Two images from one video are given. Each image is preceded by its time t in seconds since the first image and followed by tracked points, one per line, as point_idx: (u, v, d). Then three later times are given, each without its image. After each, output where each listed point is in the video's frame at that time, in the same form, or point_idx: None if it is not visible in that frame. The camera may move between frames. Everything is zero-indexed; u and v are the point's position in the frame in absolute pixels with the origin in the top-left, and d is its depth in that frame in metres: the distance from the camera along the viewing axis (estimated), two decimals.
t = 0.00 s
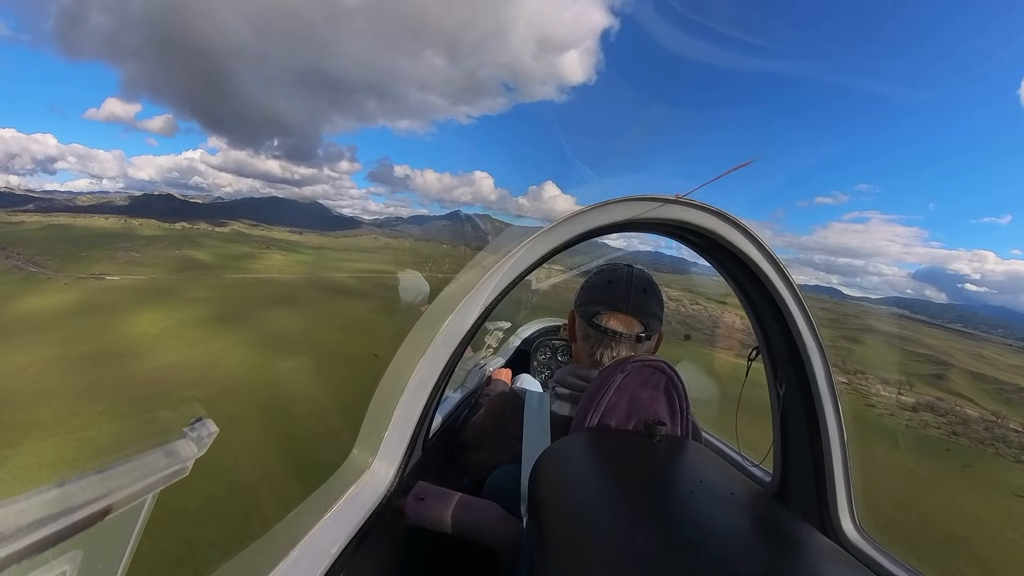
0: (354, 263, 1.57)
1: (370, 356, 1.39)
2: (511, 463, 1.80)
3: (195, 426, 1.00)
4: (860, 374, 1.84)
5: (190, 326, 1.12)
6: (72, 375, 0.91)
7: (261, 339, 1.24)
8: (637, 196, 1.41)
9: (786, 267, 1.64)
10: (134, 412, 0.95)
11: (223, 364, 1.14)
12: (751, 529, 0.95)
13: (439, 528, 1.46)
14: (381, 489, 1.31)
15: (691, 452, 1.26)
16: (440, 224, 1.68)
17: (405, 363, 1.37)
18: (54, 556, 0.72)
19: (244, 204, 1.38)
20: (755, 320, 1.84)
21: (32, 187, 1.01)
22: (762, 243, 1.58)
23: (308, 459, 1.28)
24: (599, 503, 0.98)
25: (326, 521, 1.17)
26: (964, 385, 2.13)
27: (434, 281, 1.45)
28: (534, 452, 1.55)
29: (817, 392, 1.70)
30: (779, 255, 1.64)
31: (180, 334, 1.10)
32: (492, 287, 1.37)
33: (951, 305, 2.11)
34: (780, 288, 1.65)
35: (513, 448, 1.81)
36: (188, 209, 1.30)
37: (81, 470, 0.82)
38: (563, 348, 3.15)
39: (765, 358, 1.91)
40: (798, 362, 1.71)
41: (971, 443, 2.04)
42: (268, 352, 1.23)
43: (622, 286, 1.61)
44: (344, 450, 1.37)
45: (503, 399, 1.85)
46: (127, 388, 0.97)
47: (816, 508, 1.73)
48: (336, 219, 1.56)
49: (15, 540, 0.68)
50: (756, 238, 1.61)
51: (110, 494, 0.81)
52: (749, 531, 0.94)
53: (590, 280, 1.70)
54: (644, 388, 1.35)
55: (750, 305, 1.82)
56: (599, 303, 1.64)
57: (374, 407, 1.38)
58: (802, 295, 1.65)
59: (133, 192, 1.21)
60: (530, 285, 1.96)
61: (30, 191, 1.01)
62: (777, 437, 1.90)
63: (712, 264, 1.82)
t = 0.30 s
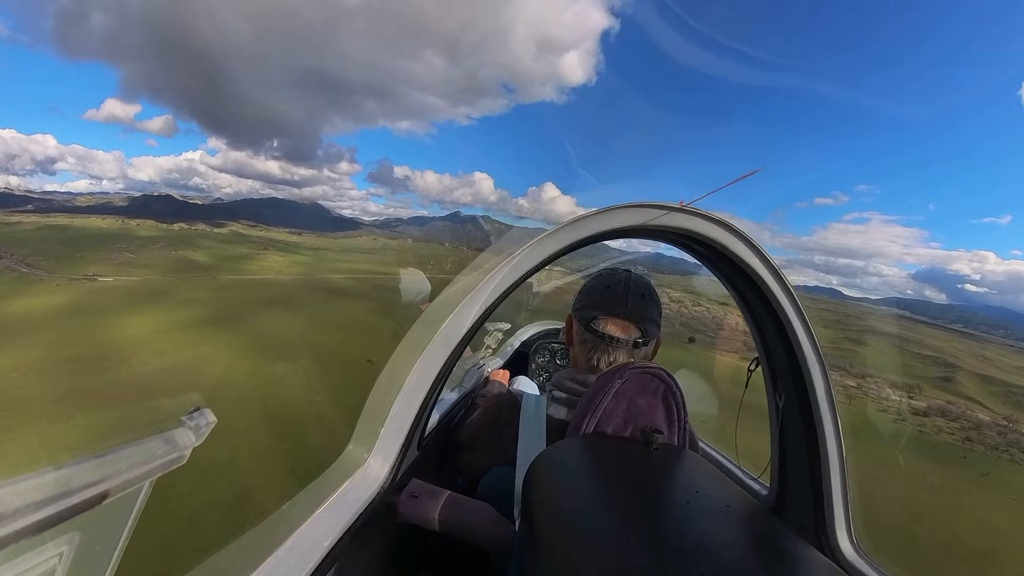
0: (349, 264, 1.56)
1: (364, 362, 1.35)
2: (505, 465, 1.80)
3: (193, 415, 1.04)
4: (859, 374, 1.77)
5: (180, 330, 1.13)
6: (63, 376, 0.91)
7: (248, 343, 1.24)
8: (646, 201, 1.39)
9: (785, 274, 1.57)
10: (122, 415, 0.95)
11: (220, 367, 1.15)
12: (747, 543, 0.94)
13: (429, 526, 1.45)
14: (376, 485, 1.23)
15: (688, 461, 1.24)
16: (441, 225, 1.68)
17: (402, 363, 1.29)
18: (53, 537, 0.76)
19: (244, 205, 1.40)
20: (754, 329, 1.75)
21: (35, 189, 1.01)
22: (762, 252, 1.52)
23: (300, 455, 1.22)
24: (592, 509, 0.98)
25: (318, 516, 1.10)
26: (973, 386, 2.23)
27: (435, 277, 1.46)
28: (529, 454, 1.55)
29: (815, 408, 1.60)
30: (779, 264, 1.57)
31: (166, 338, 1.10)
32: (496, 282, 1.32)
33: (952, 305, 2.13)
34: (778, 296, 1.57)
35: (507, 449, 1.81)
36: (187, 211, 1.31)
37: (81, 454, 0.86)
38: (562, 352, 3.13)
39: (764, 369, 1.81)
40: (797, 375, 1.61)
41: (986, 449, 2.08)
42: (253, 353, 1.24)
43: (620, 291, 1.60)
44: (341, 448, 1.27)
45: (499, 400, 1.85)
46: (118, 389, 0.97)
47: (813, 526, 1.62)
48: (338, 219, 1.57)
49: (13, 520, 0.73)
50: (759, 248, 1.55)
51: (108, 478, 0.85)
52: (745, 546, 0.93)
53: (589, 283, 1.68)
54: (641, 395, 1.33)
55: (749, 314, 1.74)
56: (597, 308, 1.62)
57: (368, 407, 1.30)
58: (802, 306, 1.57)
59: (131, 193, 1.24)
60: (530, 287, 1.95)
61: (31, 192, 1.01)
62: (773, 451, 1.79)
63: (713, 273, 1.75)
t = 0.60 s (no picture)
0: (349, 266, 1.53)
1: (358, 367, 1.40)
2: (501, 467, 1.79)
3: (193, 406, 1.09)
4: (861, 376, 1.82)
5: (175, 331, 1.11)
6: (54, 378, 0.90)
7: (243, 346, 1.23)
8: (650, 209, 1.38)
9: (786, 284, 1.56)
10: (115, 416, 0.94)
11: (218, 366, 1.16)
12: (743, 558, 0.94)
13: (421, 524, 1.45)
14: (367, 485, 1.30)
15: (685, 471, 1.24)
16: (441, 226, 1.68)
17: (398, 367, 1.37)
18: (49, 520, 0.82)
19: (243, 206, 1.36)
20: (755, 340, 1.73)
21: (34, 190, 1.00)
22: (764, 262, 1.51)
23: (299, 447, 1.29)
24: (587, 517, 0.97)
25: (312, 512, 1.18)
26: (984, 391, 2.23)
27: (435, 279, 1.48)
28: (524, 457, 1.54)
29: (815, 421, 1.57)
30: (781, 275, 1.56)
31: (160, 340, 1.09)
32: (501, 281, 1.34)
33: (953, 305, 2.12)
34: (781, 307, 1.55)
35: (502, 452, 1.81)
36: (186, 211, 1.27)
37: (81, 440, 0.90)
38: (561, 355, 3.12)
39: (764, 380, 1.78)
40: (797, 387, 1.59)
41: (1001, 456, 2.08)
42: (246, 349, 1.24)
43: (618, 297, 1.60)
44: (337, 440, 1.40)
45: (496, 401, 1.84)
46: (114, 393, 0.97)
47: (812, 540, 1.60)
48: (339, 221, 1.56)
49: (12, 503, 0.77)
50: (762, 259, 1.54)
51: (107, 465, 0.91)
52: (741, 561, 0.93)
53: (588, 288, 1.67)
54: (640, 402, 1.33)
55: (751, 325, 1.72)
56: (596, 313, 1.62)
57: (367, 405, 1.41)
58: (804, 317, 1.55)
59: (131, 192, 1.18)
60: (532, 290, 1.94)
61: (31, 193, 1.01)
62: (772, 462, 1.77)
63: (715, 282, 1.74)
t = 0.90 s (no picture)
0: (349, 267, 1.57)
1: (350, 374, 1.35)
2: (499, 471, 1.79)
3: (194, 402, 1.10)
4: (869, 380, 1.83)
5: (166, 334, 1.13)
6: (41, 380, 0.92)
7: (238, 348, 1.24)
8: (655, 214, 1.37)
9: (789, 293, 1.54)
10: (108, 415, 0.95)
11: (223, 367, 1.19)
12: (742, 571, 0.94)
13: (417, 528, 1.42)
14: (368, 484, 1.19)
15: (685, 480, 1.22)
16: (441, 228, 1.70)
17: (399, 366, 1.27)
18: (51, 511, 0.82)
19: (241, 207, 1.37)
20: (758, 349, 1.71)
21: (35, 190, 1.02)
22: (767, 270, 1.49)
23: (296, 446, 1.26)
24: (584, 525, 0.97)
25: (309, 509, 1.08)
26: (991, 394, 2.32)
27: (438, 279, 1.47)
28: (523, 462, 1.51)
29: (817, 431, 1.53)
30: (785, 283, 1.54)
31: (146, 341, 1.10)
32: (501, 285, 1.29)
33: (954, 305, 2.11)
34: (783, 315, 1.53)
35: (501, 455, 1.81)
36: (187, 212, 1.30)
37: (83, 432, 0.91)
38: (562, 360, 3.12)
39: (767, 390, 1.76)
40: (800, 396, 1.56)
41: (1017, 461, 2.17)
42: (242, 358, 1.24)
43: (617, 302, 1.59)
44: (338, 440, 1.29)
45: (496, 403, 1.83)
46: (113, 393, 0.97)
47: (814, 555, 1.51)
48: (340, 222, 1.58)
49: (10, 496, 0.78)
50: (765, 269, 1.52)
51: (109, 457, 0.91)
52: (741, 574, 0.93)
53: (586, 293, 1.66)
54: (641, 410, 1.31)
55: (755, 335, 1.69)
56: (596, 318, 1.61)
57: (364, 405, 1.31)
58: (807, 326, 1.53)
59: (131, 194, 1.19)
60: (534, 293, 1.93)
61: (31, 194, 1.02)
62: (774, 472, 1.73)
63: (718, 290, 1.72)
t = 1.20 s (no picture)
0: (349, 270, 1.57)
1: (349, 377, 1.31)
2: (503, 473, 1.77)
3: (199, 400, 1.14)
4: (879, 385, 1.83)
5: (160, 339, 1.14)
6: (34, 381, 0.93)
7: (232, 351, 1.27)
8: (660, 218, 1.36)
9: (795, 296, 1.53)
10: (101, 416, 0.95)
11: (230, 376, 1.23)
12: None
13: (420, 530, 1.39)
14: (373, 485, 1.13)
15: (690, 484, 1.21)
16: (443, 229, 1.69)
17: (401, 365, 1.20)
18: (56, 505, 0.83)
19: (241, 208, 1.36)
20: (765, 354, 1.70)
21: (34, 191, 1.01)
22: (772, 273, 1.48)
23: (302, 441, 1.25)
24: (587, 529, 0.96)
25: (314, 508, 1.03)
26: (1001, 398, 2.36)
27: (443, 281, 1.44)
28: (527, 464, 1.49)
29: (823, 435, 1.50)
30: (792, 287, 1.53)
31: (135, 345, 1.11)
32: (509, 285, 1.25)
33: (956, 306, 2.10)
34: (790, 320, 1.52)
35: (505, 457, 1.79)
36: (188, 212, 1.30)
37: (88, 429, 0.92)
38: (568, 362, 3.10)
39: (774, 396, 1.74)
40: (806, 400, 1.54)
41: None
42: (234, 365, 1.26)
43: (622, 305, 1.58)
44: (343, 441, 1.21)
45: (501, 405, 1.81)
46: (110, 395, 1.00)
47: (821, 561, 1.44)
48: (340, 223, 1.58)
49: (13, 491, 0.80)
50: (772, 273, 1.52)
51: (116, 453, 0.93)
52: None
53: (590, 296, 1.65)
54: (646, 413, 1.30)
55: (761, 340, 1.68)
56: (599, 322, 1.59)
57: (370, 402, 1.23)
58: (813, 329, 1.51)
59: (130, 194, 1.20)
60: (540, 296, 1.92)
61: (31, 195, 1.02)
62: (780, 478, 1.69)
63: (725, 294, 1.71)
